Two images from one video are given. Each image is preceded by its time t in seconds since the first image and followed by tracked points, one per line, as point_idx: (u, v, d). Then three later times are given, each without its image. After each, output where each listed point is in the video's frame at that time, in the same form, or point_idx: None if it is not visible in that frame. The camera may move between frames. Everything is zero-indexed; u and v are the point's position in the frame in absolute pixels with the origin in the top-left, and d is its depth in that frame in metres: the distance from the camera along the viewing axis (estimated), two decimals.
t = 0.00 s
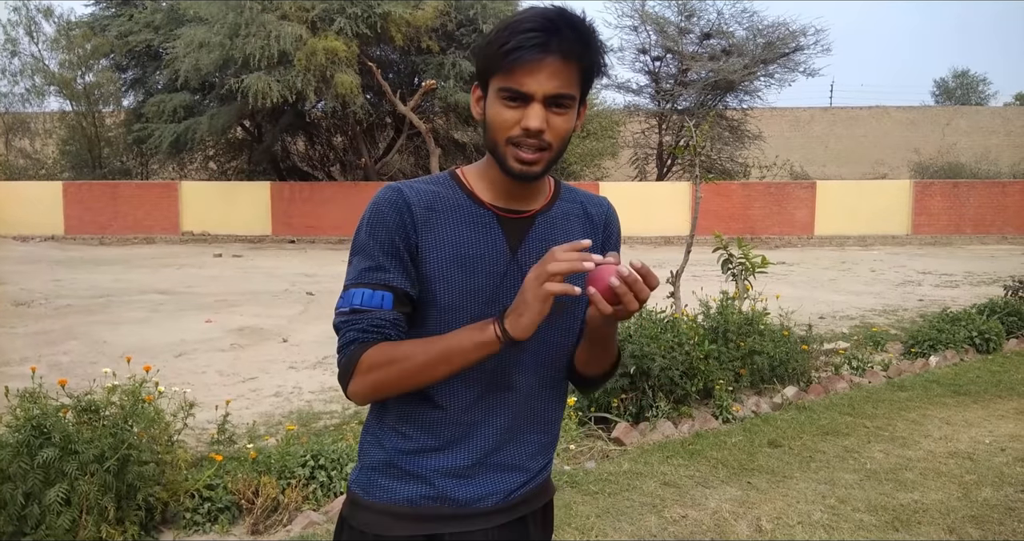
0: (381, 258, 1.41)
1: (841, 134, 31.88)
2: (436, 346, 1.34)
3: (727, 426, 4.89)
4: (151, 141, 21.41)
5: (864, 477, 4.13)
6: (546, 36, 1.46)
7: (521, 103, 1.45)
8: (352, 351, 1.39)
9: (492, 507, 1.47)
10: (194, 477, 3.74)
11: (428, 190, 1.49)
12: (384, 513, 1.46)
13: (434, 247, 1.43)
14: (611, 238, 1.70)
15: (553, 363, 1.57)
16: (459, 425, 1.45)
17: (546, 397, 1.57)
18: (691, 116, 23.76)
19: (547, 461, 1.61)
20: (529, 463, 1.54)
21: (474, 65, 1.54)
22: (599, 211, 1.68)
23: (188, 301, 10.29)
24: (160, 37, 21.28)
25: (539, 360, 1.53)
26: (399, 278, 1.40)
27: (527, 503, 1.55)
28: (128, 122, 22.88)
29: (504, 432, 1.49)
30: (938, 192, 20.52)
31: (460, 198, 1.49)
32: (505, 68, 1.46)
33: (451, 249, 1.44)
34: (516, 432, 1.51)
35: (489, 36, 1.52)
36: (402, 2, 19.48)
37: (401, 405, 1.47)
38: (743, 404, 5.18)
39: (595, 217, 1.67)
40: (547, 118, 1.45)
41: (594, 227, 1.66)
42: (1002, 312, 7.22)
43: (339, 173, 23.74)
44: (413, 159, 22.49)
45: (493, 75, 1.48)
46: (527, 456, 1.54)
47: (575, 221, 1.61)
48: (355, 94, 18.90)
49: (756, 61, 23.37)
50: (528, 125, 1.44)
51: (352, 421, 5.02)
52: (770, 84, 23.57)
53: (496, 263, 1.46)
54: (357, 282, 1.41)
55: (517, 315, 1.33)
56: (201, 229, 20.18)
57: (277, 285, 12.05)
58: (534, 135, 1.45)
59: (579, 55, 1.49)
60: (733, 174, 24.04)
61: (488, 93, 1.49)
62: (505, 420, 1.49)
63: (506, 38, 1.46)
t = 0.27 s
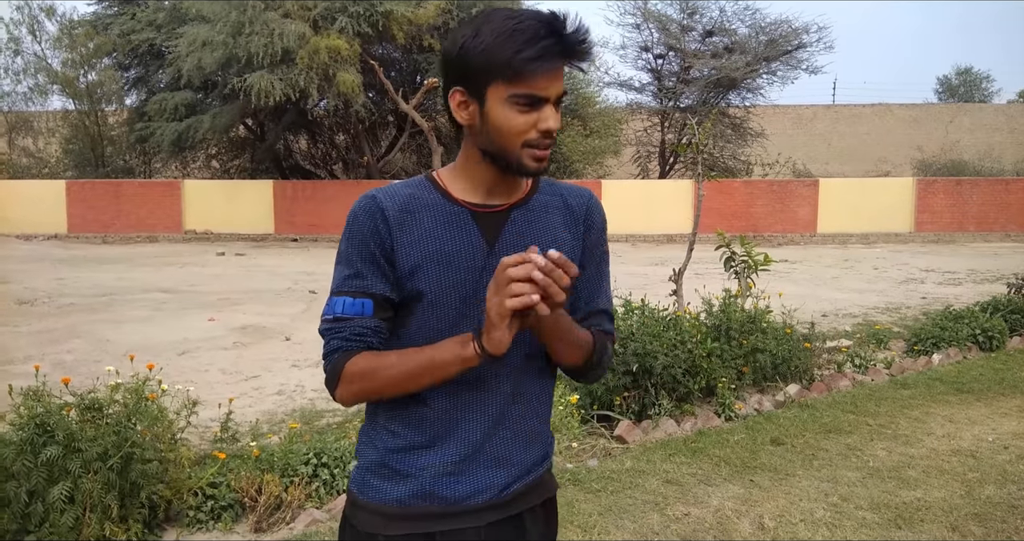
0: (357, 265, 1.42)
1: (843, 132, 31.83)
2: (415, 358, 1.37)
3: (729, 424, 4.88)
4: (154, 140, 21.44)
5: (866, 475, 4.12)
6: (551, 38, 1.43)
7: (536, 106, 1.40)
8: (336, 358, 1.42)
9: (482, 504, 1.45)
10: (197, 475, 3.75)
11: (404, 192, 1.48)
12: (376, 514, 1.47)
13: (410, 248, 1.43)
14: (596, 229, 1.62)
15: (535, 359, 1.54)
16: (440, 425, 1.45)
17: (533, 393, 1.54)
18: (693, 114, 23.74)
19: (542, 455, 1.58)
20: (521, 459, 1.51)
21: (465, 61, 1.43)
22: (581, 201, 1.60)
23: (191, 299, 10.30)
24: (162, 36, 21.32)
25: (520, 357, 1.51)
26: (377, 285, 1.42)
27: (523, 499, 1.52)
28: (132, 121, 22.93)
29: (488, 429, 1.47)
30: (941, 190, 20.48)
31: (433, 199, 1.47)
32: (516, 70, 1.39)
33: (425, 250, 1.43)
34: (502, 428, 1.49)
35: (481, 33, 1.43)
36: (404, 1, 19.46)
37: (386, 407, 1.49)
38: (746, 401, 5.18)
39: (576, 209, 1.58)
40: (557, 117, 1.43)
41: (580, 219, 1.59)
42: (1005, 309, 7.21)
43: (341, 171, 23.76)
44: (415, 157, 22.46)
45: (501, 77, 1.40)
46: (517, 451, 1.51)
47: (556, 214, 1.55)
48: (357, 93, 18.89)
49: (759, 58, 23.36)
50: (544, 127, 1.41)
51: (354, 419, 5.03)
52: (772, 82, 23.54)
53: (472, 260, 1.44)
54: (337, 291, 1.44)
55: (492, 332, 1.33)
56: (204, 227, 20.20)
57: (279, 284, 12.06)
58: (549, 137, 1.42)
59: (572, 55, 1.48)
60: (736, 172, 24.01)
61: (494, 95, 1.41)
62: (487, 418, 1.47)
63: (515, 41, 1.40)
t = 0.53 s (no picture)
0: (315, 280, 1.44)
1: (842, 132, 31.85)
2: (382, 374, 1.41)
3: (728, 424, 4.89)
4: (153, 140, 21.43)
5: (865, 475, 4.12)
6: (501, 66, 1.42)
7: (471, 131, 1.42)
8: (305, 372, 1.44)
9: (462, 494, 1.49)
10: (196, 476, 3.74)
11: (354, 202, 1.48)
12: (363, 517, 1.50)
13: (366, 259, 1.44)
14: (543, 223, 1.69)
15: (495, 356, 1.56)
16: (408, 427, 1.48)
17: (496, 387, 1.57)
18: (692, 114, 23.75)
19: (516, 442, 1.62)
20: (494, 449, 1.55)
21: (415, 69, 1.44)
22: (527, 195, 1.66)
23: (190, 299, 10.30)
24: (161, 36, 21.33)
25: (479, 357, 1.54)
26: (337, 298, 1.43)
27: (503, 483, 1.56)
28: (130, 120, 22.91)
29: (456, 425, 1.50)
30: (939, 190, 20.51)
31: (386, 208, 1.48)
32: (456, 92, 1.40)
33: (382, 259, 1.44)
34: (471, 422, 1.52)
35: (435, 45, 1.43)
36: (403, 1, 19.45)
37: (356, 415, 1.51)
38: (745, 402, 5.18)
39: (524, 205, 1.64)
40: (491, 144, 1.44)
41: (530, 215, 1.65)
42: (1004, 309, 7.21)
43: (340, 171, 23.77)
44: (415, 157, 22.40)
45: (441, 93, 1.40)
46: (489, 441, 1.55)
47: (507, 212, 1.59)
48: (355, 92, 18.87)
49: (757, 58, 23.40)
50: (475, 151, 1.43)
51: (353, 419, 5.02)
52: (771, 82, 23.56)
53: (428, 265, 1.46)
54: (298, 307, 1.46)
55: (451, 365, 1.36)
56: (203, 227, 20.18)
57: (278, 284, 12.05)
58: (478, 161, 1.44)
59: (524, 81, 1.47)
60: (734, 172, 24.01)
61: (433, 108, 1.42)
62: (454, 413, 1.50)
63: (461, 61, 1.40)
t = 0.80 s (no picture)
0: (305, 286, 1.42)
1: (843, 136, 31.87)
2: (380, 373, 1.41)
3: (729, 427, 4.89)
4: (155, 143, 21.48)
5: (865, 479, 4.13)
6: (477, 74, 1.43)
7: (449, 139, 1.43)
8: (301, 377, 1.42)
9: (452, 484, 1.53)
10: (197, 478, 3.75)
11: (336, 207, 1.49)
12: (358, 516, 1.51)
13: (353, 263, 1.44)
14: (511, 224, 1.75)
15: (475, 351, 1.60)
16: (397, 425, 1.49)
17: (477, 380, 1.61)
18: (692, 118, 23.79)
19: (496, 431, 1.67)
20: (477, 439, 1.60)
21: (393, 79, 1.44)
22: (494, 196, 1.70)
23: (192, 302, 10.31)
24: (164, 40, 21.41)
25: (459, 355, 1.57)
26: (327, 302, 1.43)
27: (486, 471, 1.61)
28: (133, 124, 22.97)
29: (442, 420, 1.53)
30: (940, 193, 20.52)
31: (364, 212, 1.49)
32: (435, 102, 1.41)
33: (368, 263, 1.45)
34: (455, 415, 1.56)
35: (412, 56, 1.44)
36: (405, 5, 19.48)
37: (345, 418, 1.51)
38: (745, 405, 5.19)
39: (492, 206, 1.69)
40: (470, 152, 1.46)
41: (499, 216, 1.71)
42: (1003, 313, 7.22)
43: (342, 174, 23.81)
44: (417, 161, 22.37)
45: (418, 103, 1.42)
46: (472, 432, 1.59)
47: (479, 214, 1.63)
48: (358, 95, 18.88)
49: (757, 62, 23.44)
50: (454, 158, 1.45)
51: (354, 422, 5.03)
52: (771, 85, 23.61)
53: (413, 266, 1.48)
54: (286, 313, 1.44)
55: (464, 349, 1.40)
56: (204, 230, 20.22)
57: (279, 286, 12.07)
58: (457, 167, 1.46)
59: (502, 88, 1.48)
60: (735, 176, 24.02)
61: (410, 117, 1.44)
62: (439, 409, 1.53)
63: (437, 72, 1.41)
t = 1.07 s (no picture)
0: (305, 291, 1.41)
1: (842, 138, 31.89)
2: (384, 388, 1.40)
3: (728, 429, 4.89)
4: (155, 144, 21.49)
5: (865, 480, 4.12)
6: (489, 84, 1.44)
7: (460, 147, 1.43)
8: (299, 385, 1.40)
9: (447, 491, 1.53)
10: (196, 479, 3.74)
11: (337, 210, 1.48)
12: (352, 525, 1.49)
13: (355, 268, 1.44)
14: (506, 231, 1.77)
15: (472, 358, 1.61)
16: (395, 434, 1.48)
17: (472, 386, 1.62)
18: (693, 119, 23.79)
19: (488, 439, 1.68)
20: (471, 446, 1.61)
21: (405, 84, 1.44)
22: (491, 201, 1.72)
23: (191, 303, 10.30)
24: (164, 41, 21.45)
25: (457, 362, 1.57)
26: (327, 307, 1.41)
27: (479, 478, 1.62)
28: (133, 124, 22.98)
29: (439, 427, 1.54)
30: (939, 195, 20.54)
31: (366, 216, 1.48)
32: (448, 109, 1.41)
33: (370, 268, 1.45)
34: (452, 422, 1.57)
35: (427, 62, 1.44)
36: (405, 6, 19.48)
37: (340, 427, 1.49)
38: (745, 407, 5.18)
39: (489, 211, 1.70)
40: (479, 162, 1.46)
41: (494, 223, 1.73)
42: (1004, 315, 7.21)
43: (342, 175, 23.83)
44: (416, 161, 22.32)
45: (429, 109, 1.41)
46: (466, 438, 1.60)
47: (477, 221, 1.65)
48: (358, 95, 18.86)
49: (758, 64, 23.45)
50: (463, 167, 1.45)
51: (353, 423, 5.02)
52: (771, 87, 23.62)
53: (414, 272, 1.48)
54: (285, 318, 1.42)
55: (470, 373, 1.41)
56: (204, 230, 20.22)
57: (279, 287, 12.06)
58: (464, 176, 1.45)
59: (511, 101, 1.49)
60: (735, 177, 24.03)
61: (420, 124, 1.43)
62: (437, 416, 1.53)
63: (450, 79, 1.41)
